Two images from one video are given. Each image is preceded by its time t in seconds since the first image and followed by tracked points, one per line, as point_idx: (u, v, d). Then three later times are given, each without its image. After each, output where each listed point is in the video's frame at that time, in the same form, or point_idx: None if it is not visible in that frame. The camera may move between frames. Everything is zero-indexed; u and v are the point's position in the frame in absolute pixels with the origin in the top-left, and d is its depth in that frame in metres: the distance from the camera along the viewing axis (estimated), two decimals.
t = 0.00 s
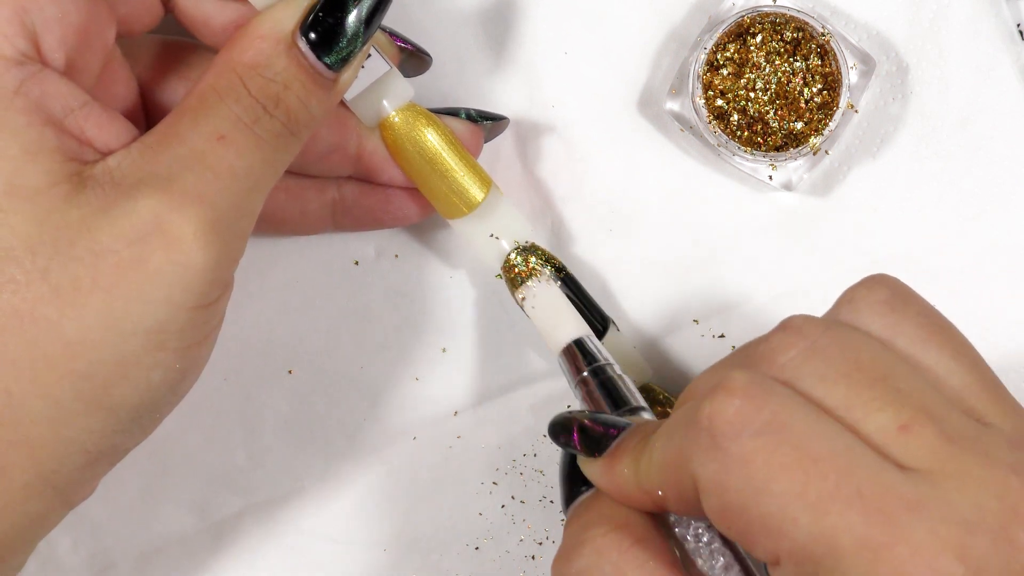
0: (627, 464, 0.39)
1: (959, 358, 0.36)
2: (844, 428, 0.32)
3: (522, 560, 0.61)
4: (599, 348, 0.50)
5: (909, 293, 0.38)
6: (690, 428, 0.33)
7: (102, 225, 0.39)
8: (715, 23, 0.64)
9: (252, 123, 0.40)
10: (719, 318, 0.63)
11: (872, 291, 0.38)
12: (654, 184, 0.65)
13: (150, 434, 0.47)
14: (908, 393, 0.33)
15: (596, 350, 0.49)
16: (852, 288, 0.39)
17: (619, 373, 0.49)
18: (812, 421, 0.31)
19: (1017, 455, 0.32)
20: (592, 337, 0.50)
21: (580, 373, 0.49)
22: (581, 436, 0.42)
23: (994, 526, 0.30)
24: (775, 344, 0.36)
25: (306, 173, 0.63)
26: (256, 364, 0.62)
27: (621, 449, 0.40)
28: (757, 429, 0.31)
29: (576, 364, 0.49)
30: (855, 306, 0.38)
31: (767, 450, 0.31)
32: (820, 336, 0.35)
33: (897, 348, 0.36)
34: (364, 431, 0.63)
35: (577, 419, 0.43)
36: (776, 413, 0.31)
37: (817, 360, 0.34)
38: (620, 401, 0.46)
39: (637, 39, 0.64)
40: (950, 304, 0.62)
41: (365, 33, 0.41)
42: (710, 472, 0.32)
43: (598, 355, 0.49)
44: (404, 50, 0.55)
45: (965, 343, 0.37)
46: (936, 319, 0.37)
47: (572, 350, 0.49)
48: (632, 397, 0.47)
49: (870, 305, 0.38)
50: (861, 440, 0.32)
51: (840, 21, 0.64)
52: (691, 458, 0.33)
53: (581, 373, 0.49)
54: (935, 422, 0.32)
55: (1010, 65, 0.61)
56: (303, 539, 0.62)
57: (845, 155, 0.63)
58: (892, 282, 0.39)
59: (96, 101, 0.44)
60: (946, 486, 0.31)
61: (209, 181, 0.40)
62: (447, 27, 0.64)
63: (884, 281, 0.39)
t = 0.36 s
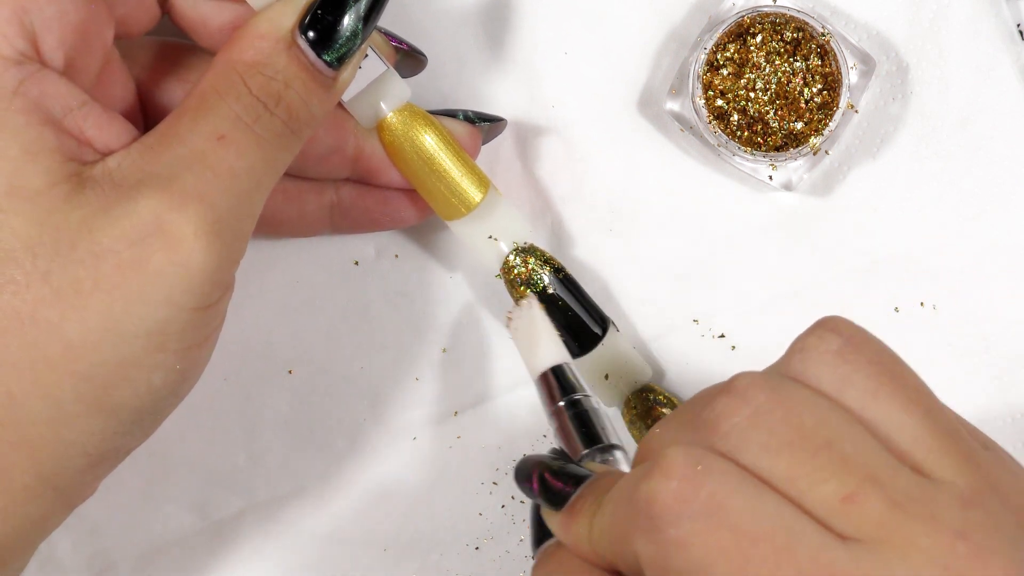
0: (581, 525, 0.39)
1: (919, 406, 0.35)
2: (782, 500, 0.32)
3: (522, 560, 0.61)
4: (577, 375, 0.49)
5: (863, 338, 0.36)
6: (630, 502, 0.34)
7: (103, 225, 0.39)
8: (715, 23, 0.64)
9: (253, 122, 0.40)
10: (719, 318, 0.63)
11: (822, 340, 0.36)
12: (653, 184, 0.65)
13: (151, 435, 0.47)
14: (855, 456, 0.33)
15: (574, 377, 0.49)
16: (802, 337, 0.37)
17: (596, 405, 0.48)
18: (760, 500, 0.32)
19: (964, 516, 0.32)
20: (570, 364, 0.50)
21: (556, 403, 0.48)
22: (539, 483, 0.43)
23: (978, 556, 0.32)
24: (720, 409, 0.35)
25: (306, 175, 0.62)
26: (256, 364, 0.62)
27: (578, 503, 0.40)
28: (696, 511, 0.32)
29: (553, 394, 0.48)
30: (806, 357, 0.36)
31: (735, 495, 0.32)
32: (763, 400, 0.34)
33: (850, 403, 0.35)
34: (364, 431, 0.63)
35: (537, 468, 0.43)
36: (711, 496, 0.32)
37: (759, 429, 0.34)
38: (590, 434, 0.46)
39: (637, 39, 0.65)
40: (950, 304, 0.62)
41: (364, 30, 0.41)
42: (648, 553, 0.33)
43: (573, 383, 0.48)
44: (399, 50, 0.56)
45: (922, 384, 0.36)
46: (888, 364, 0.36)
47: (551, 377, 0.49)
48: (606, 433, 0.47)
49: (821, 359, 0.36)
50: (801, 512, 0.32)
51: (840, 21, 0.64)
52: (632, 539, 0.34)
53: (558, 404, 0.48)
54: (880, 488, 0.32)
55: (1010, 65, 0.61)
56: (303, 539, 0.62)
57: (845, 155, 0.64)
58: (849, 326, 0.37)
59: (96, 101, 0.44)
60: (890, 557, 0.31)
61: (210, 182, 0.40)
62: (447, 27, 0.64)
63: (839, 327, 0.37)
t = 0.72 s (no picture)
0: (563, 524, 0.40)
1: (899, 410, 0.34)
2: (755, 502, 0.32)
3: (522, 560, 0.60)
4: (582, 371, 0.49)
5: (847, 342, 0.36)
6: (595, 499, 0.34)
7: (105, 226, 0.39)
8: (715, 23, 0.64)
9: (256, 123, 0.41)
10: (719, 318, 0.63)
11: (805, 344, 0.36)
12: (653, 184, 0.65)
13: (151, 436, 0.47)
14: (826, 460, 0.32)
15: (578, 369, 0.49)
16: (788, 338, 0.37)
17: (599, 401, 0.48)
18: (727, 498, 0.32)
19: (937, 522, 0.32)
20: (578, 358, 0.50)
21: (560, 396, 0.48)
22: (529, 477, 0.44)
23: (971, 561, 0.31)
24: (695, 409, 0.35)
25: (304, 178, 0.63)
26: (257, 364, 0.62)
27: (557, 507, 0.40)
28: (659, 509, 0.33)
29: (558, 386, 0.48)
30: (788, 360, 0.36)
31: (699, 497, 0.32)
32: (739, 401, 0.34)
33: (828, 408, 0.34)
34: (364, 431, 0.63)
35: (527, 462, 0.44)
36: (677, 491, 0.33)
37: (733, 429, 0.33)
38: (589, 429, 0.46)
39: (637, 39, 0.65)
40: (950, 304, 0.62)
41: (365, 29, 0.41)
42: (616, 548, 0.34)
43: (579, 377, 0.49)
44: (397, 51, 0.57)
45: (905, 387, 0.35)
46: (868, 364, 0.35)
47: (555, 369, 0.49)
48: (605, 429, 0.46)
49: (802, 362, 0.35)
50: (766, 510, 0.32)
51: (840, 21, 0.64)
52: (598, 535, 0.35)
53: (561, 397, 0.48)
54: (850, 491, 0.32)
55: (1010, 65, 0.61)
56: (303, 540, 0.62)
57: (845, 155, 0.64)
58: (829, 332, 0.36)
59: (97, 102, 0.44)
60: (852, 562, 0.31)
61: (212, 182, 0.40)
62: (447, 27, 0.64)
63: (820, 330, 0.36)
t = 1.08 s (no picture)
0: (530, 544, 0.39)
1: (864, 426, 0.34)
2: (714, 527, 0.33)
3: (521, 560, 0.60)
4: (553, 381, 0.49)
5: (810, 355, 0.36)
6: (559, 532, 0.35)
7: (105, 225, 0.39)
8: (715, 23, 0.64)
9: (256, 122, 0.41)
10: (718, 318, 0.63)
11: (766, 359, 0.36)
12: (653, 184, 0.65)
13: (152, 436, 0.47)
14: (785, 483, 0.33)
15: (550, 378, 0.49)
16: (752, 351, 0.37)
17: (570, 410, 0.49)
18: (689, 524, 0.33)
19: (899, 540, 0.32)
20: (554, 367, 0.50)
21: (531, 405, 0.49)
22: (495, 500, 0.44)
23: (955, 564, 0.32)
24: (655, 432, 0.36)
25: (304, 179, 0.62)
26: (256, 365, 0.62)
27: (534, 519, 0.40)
28: (620, 539, 0.33)
29: (531, 396, 0.49)
30: (751, 376, 0.36)
31: (669, 516, 0.33)
32: (700, 422, 0.35)
33: (790, 423, 0.35)
34: (364, 432, 0.63)
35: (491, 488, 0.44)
36: (638, 521, 0.33)
37: (693, 451, 0.34)
38: (561, 441, 0.48)
39: (637, 39, 0.65)
40: (949, 304, 0.62)
41: (365, 28, 0.41)
42: None
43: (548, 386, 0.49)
44: (395, 51, 0.57)
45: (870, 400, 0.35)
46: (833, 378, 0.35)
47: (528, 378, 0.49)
48: (576, 439, 0.48)
49: (764, 379, 0.36)
50: (725, 534, 0.33)
51: (840, 21, 0.64)
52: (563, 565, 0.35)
53: (533, 406, 0.49)
54: (812, 513, 0.33)
55: (1010, 65, 0.61)
56: (303, 540, 0.62)
57: (844, 155, 0.64)
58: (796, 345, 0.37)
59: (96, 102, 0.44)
60: None
61: (211, 182, 0.40)
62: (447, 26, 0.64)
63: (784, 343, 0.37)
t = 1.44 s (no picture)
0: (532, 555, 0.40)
1: (858, 430, 0.36)
2: (709, 529, 0.35)
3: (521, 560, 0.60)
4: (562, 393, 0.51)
5: (806, 359, 0.38)
6: (558, 535, 0.37)
7: (104, 224, 0.39)
8: (715, 23, 0.64)
9: (255, 120, 0.41)
10: (718, 318, 0.63)
11: (763, 365, 0.38)
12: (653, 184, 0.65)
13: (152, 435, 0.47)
14: (782, 486, 0.35)
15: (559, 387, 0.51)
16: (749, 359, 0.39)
17: (575, 425, 0.51)
18: (687, 526, 0.34)
19: (893, 542, 0.34)
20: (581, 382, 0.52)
21: (538, 419, 0.50)
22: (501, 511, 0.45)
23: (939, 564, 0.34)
24: (655, 437, 0.37)
25: (304, 179, 0.63)
26: (256, 365, 0.62)
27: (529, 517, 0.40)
28: (617, 542, 0.35)
29: (537, 410, 0.50)
30: (747, 381, 0.38)
31: (666, 519, 0.34)
32: (697, 426, 0.36)
33: (787, 428, 0.37)
34: (364, 431, 0.63)
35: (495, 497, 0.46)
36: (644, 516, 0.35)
37: (691, 456, 0.36)
38: (566, 455, 0.49)
39: (637, 39, 0.65)
40: (950, 304, 0.62)
41: (364, 28, 0.41)
42: None
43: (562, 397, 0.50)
44: (395, 51, 0.57)
45: (863, 405, 0.37)
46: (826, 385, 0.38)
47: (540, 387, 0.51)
48: (582, 454, 0.49)
49: (762, 382, 0.38)
50: (721, 535, 0.35)
51: (840, 21, 0.64)
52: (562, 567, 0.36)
53: (539, 420, 0.50)
54: (809, 516, 0.34)
55: (1010, 65, 0.61)
56: (303, 540, 0.62)
57: (844, 155, 0.64)
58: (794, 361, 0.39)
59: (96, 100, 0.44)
60: None
61: (210, 180, 0.40)
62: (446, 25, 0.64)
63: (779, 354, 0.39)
